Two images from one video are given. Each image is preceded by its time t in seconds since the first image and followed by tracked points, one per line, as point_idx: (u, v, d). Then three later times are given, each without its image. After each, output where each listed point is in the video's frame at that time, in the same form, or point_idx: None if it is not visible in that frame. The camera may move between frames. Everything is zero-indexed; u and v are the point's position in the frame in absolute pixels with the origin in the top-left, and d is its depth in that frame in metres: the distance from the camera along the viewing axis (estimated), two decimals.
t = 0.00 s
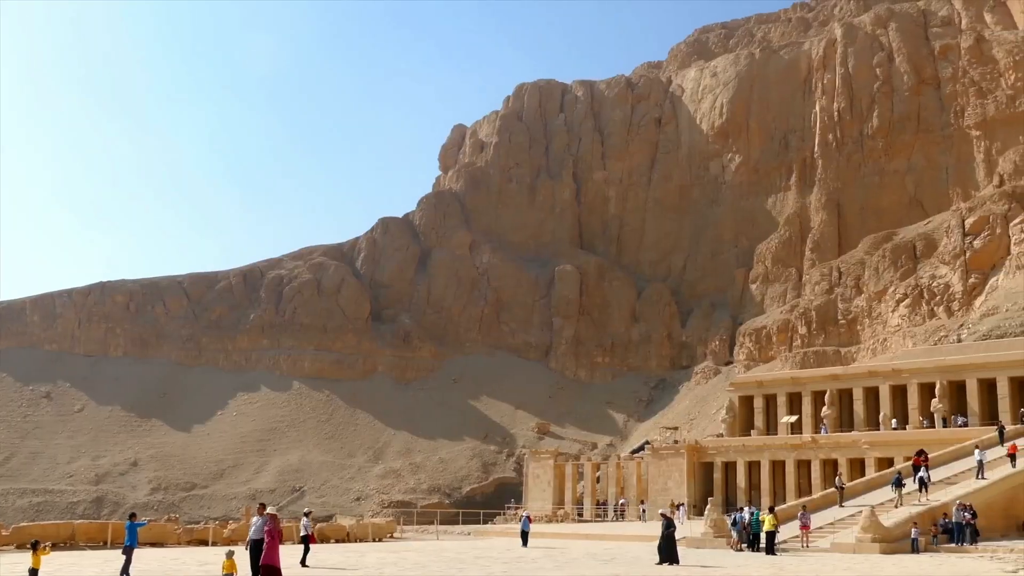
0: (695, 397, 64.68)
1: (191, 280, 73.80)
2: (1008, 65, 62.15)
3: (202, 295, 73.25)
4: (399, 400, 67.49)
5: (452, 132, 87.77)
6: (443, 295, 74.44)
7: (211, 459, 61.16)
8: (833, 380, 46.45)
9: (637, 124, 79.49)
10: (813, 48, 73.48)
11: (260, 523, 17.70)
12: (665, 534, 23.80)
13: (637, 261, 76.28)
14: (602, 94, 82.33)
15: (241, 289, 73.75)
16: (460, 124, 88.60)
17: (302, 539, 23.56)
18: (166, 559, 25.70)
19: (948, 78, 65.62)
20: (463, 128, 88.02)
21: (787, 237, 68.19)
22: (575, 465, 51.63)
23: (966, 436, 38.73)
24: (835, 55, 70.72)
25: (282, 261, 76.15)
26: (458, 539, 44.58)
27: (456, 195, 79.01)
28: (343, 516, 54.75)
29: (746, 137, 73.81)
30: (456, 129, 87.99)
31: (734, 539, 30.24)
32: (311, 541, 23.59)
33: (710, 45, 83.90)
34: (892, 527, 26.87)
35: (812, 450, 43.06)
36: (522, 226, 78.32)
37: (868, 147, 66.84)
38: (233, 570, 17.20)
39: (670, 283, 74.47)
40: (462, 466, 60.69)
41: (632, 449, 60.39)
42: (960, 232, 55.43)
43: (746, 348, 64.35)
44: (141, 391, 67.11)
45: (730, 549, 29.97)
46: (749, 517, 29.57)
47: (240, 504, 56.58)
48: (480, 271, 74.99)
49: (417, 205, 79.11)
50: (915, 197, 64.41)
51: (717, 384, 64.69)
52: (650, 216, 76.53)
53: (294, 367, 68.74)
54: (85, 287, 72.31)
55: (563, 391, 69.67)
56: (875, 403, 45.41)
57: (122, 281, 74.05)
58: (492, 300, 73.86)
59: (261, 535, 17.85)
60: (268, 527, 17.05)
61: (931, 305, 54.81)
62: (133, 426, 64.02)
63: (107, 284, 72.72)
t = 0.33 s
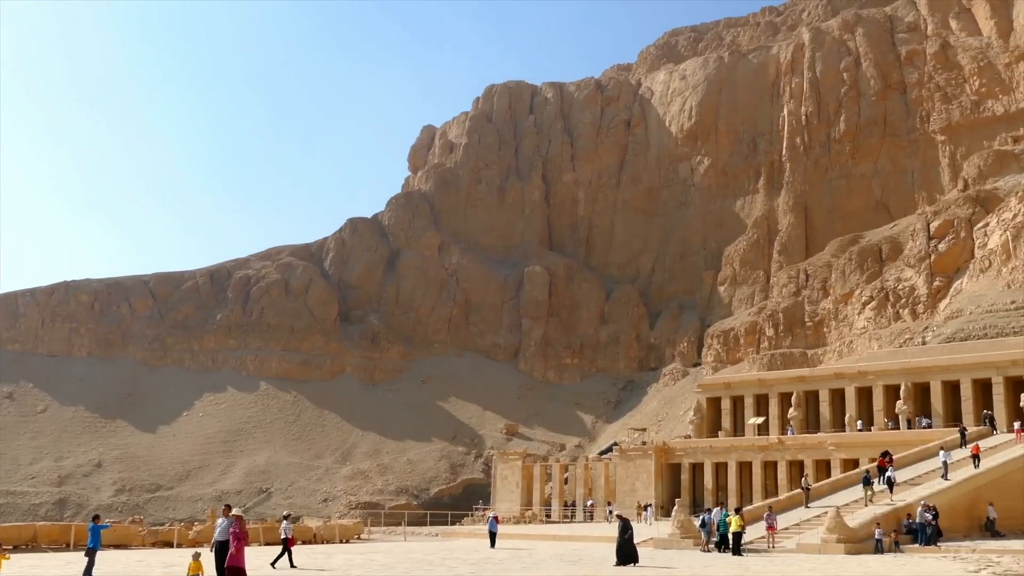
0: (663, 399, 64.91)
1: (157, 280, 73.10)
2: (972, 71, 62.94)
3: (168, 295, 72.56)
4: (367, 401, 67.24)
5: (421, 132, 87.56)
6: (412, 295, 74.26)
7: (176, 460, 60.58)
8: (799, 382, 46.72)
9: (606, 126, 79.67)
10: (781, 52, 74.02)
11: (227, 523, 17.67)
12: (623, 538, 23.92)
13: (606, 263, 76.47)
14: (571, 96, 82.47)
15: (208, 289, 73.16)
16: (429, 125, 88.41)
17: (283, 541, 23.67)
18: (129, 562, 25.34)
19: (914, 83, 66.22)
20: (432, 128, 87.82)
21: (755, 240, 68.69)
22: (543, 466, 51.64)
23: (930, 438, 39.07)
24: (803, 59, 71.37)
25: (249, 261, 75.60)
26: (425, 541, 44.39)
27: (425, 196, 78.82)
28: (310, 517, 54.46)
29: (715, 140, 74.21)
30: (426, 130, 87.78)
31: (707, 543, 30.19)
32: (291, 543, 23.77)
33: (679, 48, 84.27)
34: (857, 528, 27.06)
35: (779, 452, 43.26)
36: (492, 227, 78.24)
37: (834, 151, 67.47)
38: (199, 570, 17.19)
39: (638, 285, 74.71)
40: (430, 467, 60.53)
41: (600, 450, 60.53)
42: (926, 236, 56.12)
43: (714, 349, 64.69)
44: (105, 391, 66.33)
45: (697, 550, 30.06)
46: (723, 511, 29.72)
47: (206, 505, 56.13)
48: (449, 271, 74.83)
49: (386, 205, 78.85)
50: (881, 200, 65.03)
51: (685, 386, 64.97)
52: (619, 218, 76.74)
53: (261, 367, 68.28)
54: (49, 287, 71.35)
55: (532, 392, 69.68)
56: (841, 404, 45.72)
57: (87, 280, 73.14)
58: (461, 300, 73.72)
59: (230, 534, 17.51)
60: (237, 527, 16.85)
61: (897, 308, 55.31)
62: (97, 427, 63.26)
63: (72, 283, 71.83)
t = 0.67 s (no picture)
0: (634, 400, 65.03)
1: (125, 280, 72.36)
2: (941, 76, 63.62)
3: (137, 295, 71.87)
4: (338, 401, 66.89)
5: (393, 133, 87.26)
6: (383, 296, 74.05)
7: (144, 462, 59.99)
8: (769, 383, 46.86)
9: (579, 128, 79.80)
10: (753, 56, 74.45)
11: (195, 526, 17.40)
12: (582, 540, 23.88)
13: (578, 265, 76.54)
14: (544, 98, 82.55)
15: (177, 289, 72.53)
16: (402, 125, 88.14)
17: (266, 542, 23.61)
18: (93, 563, 25.00)
19: (884, 87, 66.72)
20: (404, 129, 87.55)
21: (726, 242, 69.03)
22: (514, 468, 51.56)
23: (898, 439, 39.31)
24: (775, 63, 71.88)
25: (219, 261, 75.05)
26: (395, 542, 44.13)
27: (397, 196, 78.56)
28: (280, 519, 54.10)
29: (687, 143, 74.47)
30: (398, 130, 87.48)
31: (677, 545, 30.12)
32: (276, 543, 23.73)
33: (652, 51, 84.50)
34: (826, 528, 27.18)
35: (749, 453, 43.37)
36: (464, 228, 78.06)
37: (805, 155, 67.91)
38: None
39: (610, 287, 74.83)
40: (400, 468, 60.30)
41: (571, 451, 60.55)
42: (895, 239, 56.59)
43: (685, 351, 64.90)
44: (72, 392, 65.54)
45: (667, 551, 29.98)
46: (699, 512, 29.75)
47: (174, 507, 55.63)
48: (421, 272, 74.59)
49: (357, 206, 78.51)
50: (851, 204, 65.52)
51: (656, 387, 65.10)
52: (592, 220, 76.86)
53: (231, 368, 67.76)
54: (15, 286, 70.41)
55: (503, 393, 69.57)
56: (811, 406, 45.93)
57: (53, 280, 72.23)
58: (432, 301, 73.48)
59: (197, 535, 17.04)
60: (206, 529, 16.65)
61: (866, 310, 55.66)
62: (63, 428, 62.51)
63: (38, 283, 70.92)
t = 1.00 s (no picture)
0: (609, 401, 65.07)
1: (96, 279, 71.60)
2: (914, 80, 64.22)
3: (108, 295, 71.16)
4: (311, 403, 66.52)
5: (368, 133, 86.94)
6: (357, 297, 73.66)
7: (114, 464, 59.33)
8: (743, 385, 47.00)
9: (554, 130, 79.92)
10: (727, 59, 74.79)
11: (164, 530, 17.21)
12: (545, 542, 23.79)
13: (553, 266, 76.55)
14: (519, 99, 82.62)
15: (148, 289, 71.88)
16: (377, 126, 87.84)
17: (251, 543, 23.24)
18: (60, 566, 24.62)
19: (857, 91, 67.19)
20: (379, 129, 87.26)
21: (701, 244, 69.27)
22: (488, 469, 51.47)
23: (870, 440, 39.52)
24: (749, 66, 72.28)
25: (191, 261, 74.48)
26: (368, 544, 43.83)
27: (371, 197, 78.28)
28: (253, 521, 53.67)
29: (662, 145, 74.67)
30: (373, 131, 87.16)
31: (652, 545, 30.10)
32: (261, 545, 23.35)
33: (627, 53, 84.66)
34: (798, 530, 27.21)
35: (722, 455, 43.44)
36: (439, 230, 77.81)
37: (779, 158, 68.29)
38: None
39: (585, 289, 74.87)
40: (374, 470, 60.04)
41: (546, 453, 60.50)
42: (868, 242, 56.97)
43: (659, 353, 65.02)
44: (40, 393, 64.75)
45: (641, 552, 29.91)
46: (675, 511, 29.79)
47: (145, 509, 55.05)
48: (395, 273, 74.31)
49: (332, 207, 78.14)
50: (824, 207, 65.93)
51: (631, 389, 65.20)
52: (567, 222, 76.93)
53: (203, 369, 67.22)
54: None
55: (477, 395, 69.43)
56: (784, 408, 46.09)
57: (22, 280, 71.34)
58: (407, 303, 73.24)
59: (168, 538, 16.81)
60: (178, 532, 16.56)
61: (839, 312, 55.93)
62: (32, 430, 61.72)
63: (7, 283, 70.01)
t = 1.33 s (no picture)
0: (585, 403, 65.13)
1: (69, 279, 70.90)
2: (889, 85, 64.71)
3: (81, 295, 70.49)
4: (287, 404, 66.19)
5: (345, 134, 86.62)
6: (333, 298, 73.33)
7: (87, 465, 58.77)
8: (719, 387, 47.16)
9: (532, 131, 79.99)
10: (705, 62, 75.09)
11: (133, 532, 16.98)
12: (513, 543, 23.57)
13: (530, 268, 76.55)
14: (497, 100, 82.62)
15: (122, 289, 71.25)
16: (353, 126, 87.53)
17: (239, 547, 23.08)
18: (30, 569, 24.31)
19: (833, 95, 67.64)
20: (356, 130, 86.95)
21: (677, 246, 69.49)
22: (464, 471, 51.38)
23: (844, 442, 39.78)
24: (727, 69, 72.61)
25: (166, 261, 73.91)
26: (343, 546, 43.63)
27: (348, 198, 78.01)
28: (227, 523, 53.37)
29: (639, 147, 74.85)
30: (350, 131, 86.84)
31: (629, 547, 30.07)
32: (248, 549, 23.14)
33: (605, 55, 84.80)
34: (773, 530, 27.30)
35: (698, 456, 43.55)
36: (416, 231, 77.55)
37: (756, 160, 68.67)
38: None
39: (562, 290, 74.89)
40: (350, 471, 59.80)
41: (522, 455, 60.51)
42: (843, 245, 57.32)
43: (636, 355, 65.12)
44: (12, 394, 64.04)
45: (617, 553, 29.89)
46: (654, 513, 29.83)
47: (118, 511, 54.58)
48: (371, 274, 74.05)
49: (308, 207, 77.79)
50: (800, 210, 66.30)
51: (607, 391, 65.30)
52: (544, 223, 76.96)
53: (178, 370, 66.72)
54: None
55: (454, 396, 69.31)
56: (760, 409, 46.27)
57: None
58: (383, 304, 73.03)
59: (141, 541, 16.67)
60: (152, 533, 16.47)
61: (815, 315, 56.25)
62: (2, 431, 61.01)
63: None
